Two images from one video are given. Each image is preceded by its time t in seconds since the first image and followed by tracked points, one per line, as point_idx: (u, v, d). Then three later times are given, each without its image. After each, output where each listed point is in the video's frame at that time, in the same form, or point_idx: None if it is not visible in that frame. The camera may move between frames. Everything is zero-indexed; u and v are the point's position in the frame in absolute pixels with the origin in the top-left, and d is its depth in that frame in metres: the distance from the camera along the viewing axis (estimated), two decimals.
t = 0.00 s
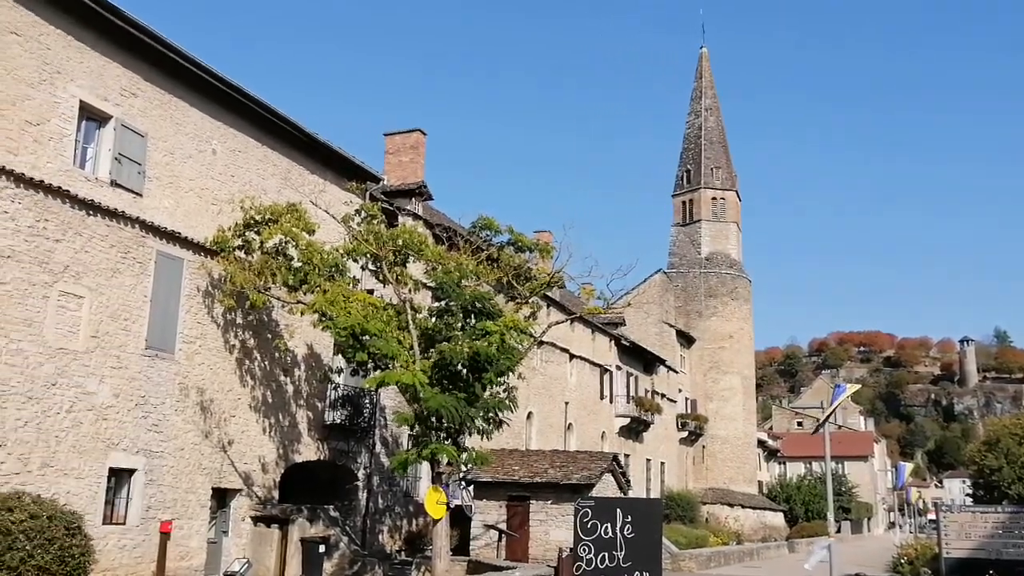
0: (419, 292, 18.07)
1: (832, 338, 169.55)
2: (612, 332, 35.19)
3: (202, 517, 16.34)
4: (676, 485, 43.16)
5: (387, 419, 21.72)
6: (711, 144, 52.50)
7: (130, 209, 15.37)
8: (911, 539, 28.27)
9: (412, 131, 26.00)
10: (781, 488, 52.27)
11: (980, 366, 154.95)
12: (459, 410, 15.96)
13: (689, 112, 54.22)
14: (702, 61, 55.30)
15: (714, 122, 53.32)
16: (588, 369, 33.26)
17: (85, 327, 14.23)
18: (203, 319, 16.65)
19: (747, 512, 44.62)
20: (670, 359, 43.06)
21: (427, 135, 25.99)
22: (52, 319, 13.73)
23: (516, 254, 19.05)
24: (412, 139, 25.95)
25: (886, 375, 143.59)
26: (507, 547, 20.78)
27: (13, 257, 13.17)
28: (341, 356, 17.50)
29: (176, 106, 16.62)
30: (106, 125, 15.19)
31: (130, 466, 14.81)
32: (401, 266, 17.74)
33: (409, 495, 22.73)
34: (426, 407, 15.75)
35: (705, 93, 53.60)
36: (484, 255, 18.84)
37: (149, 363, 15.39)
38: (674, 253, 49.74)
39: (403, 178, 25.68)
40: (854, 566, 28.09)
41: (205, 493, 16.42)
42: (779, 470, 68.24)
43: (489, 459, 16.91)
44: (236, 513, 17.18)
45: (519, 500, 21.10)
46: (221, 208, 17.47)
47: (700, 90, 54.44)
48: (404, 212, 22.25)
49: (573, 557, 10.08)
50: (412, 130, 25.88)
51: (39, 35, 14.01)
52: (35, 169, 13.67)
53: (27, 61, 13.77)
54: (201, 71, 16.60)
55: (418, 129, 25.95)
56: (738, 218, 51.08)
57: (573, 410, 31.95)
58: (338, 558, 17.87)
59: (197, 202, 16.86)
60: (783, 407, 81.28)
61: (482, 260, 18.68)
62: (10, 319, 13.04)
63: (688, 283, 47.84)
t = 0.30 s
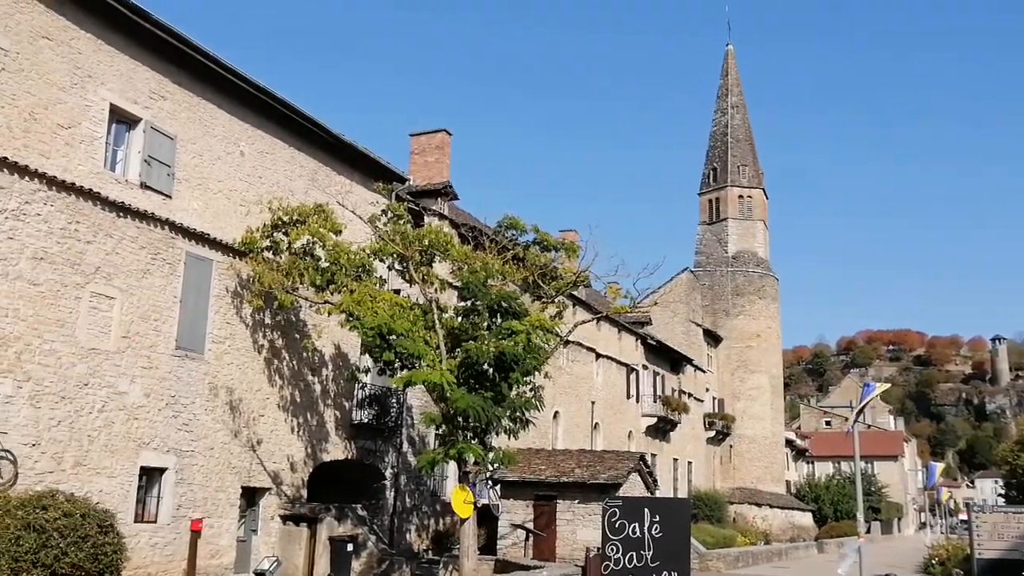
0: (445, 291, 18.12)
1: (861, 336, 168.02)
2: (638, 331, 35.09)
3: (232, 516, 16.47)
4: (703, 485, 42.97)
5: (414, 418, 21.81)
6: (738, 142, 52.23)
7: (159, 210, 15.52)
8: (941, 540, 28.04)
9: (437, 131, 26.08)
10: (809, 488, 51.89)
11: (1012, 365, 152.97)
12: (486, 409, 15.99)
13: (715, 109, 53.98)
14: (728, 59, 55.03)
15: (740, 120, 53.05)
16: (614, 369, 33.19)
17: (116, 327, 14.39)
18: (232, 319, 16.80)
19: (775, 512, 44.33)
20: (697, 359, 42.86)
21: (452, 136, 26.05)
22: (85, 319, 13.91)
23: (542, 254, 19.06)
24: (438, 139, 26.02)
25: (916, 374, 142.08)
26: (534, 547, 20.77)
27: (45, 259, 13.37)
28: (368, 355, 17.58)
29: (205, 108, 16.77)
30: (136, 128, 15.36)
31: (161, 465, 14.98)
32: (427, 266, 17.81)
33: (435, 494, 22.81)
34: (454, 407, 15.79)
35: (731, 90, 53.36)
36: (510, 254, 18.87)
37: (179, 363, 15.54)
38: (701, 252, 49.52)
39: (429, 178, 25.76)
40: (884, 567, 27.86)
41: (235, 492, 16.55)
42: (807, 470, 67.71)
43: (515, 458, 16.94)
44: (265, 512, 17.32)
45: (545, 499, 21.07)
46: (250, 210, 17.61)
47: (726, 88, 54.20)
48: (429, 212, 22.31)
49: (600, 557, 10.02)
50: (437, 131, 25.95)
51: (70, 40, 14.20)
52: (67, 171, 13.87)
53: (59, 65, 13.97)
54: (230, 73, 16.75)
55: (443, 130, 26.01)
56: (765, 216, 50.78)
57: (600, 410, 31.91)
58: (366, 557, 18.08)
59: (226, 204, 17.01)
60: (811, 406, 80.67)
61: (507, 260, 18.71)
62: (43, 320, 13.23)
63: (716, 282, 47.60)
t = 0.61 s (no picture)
0: (470, 292, 18.14)
1: (889, 336, 166.43)
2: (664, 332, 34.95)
3: (260, 516, 16.58)
4: (730, 485, 42.76)
5: (439, 419, 21.85)
6: (764, 141, 51.93)
7: (188, 213, 15.65)
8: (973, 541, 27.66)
9: (462, 132, 26.12)
10: (837, 489, 51.47)
11: None
12: (512, 410, 16.02)
13: (740, 108, 53.73)
14: (753, 57, 54.74)
15: (765, 118, 52.76)
16: (640, 369, 33.09)
17: (145, 328, 14.54)
18: (260, 321, 16.92)
19: (803, 513, 44.01)
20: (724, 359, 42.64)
21: (476, 137, 26.09)
22: (115, 321, 14.06)
23: (567, 254, 19.03)
24: (462, 141, 26.06)
25: (945, 374, 140.51)
26: (561, 547, 20.72)
27: (76, 262, 13.52)
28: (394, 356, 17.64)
29: (232, 112, 16.91)
30: (164, 132, 15.50)
31: (190, 466, 15.12)
32: (452, 267, 17.84)
33: (462, 494, 22.86)
34: (481, 408, 15.81)
35: (756, 89, 53.08)
36: (535, 255, 18.87)
37: (208, 364, 15.66)
38: (727, 251, 49.27)
39: (454, 179, 25.81)
40: (915, 569, 27.52)
41: (263, 492, 16.66)
42: (835, 471, 67.16)
43: (541, 459, 16.96)
44: (293, 512, 17.43)
45: (572, 500, 21.04)
46: (277, 212, 17.73)
47: (751, 87, 53.93)
48: (454, 213, 22.35)
49: (630, 557, 10.01)
50: (461, 132, 26.00)
51: (99, 45, 14.37)
52: (97, 175, 14.02)
53: (89, 71, 14.13)
54: (256, 77, 16.87)
55: (468, 131, 26.05)
56: (792, 215, 50.43)
57: (626, 410, 31.84)
58: (394, 557, 18.20)
59: (253, 207, 17.14)
60: (838, 407, 80.01)
61: (532, 261, 18.71)
62: (74, 322, 13.40)
63: (742, 282, 47.35)
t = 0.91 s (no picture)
0: (502, 295, 18.15)
1: (926, 335, 164.29)
2: (698, 333, 34.72)
3: (297, 520, 16.71)
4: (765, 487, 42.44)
5: (473, 422, 21.88)
6: (796, 140, 51.50)
7: (224, 220, 15.82)
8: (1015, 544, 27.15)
9: (492, 136, 26.16)
10: (876, 491, 50.87)
11: None
12: (546, 413, 16.03)
13: (772, 107, 53.33)
14: (784, 55, 54.32)
15: (798, 117, 52.32)
16: (674, 371, 32.93)
17: (183, 334, 14.71)
18: (295, 325, 17.05)
19: (841, 515, 43.51)
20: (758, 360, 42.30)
21: (507, 140, 26.12)
22: (153, 327, 14.24)
23: (599, 256, 18.95)
24: (492, 144, 26.10)
25: (985, 373, 138.39)
26: (596, 551, 20.70)
27: (115, 269, 13.72)
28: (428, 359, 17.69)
29: (265, 119, 17.06)
30: (199, 139, 15.67)
31: (228, 470, 15.27)
32: (484, 270, 17.86)
33: (496, 497, 22.89)
34: (515, 412, 15.81)
35: (788, 87, 52.67)
36: (567, 258, 18.85)
37: (245, 369, 15.82)
38: (760, 252, 48.91)
39: (485, 183, 25.85)
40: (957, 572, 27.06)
41: (300, 496, 16.78)
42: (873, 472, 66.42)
43: (576, 462, 16.96)
44: (329, 516, 17.54)
45: (607, 503, 21.00)
46: (311, 218, 17.86)
47: (783, 86, 53.50)
48: (486, 216, 22.38)
49: (670, 560, 10.08)
50: (492, 135, 26.04)
51: (135, 56, 14.57)
52: (134, 184, 14.22)
53: (125, 80, 14.33)
54: (288, 83, 17.00)
55: (498, 134, 26.08)
56: (825, 214, 49.93)
57: (660, 413, 31.70)
58: (430, 561, 18.21)
59: (288, 213, 17.28)
60: (875, 407, 79.08)
61: (565, 264, 18.68)
62: (114, 328, 13.59)
63: (776, 282, 46.99)
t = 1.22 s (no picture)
0: (537, 296, 18.17)
1: (966, 332, 161.83)
2: (734, 333, 34.49)
3: (336, 522, 16.84)
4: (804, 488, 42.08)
5: (509, 424, 21.92)
6: (831, 137, 51.02)
7: (261, 227, 16.01)
8: None
9: (525, 138, 26.20)
10: (917, 491, 50.18)
11: None
12: (583, 415, 16.05)
13: (806, 104, 52.88)
14: (818, 52, 53.84)
15: (832, 113, 51.81)
16: (711, 371, 32.74)
17: (223, 340, 14.89)
18: (332, 330, 17.20)
19: (882, 515, 42.87)
20: (796, 359, 41.93)
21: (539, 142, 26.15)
22: (193, 333, 14.44)
23: (634, 257, 18.87)
24: (525, 146, 26.16)
25: None
26: (635, 552, 20.66)
27: (155, 276, 13.93)
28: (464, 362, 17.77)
29: (301, 126, 17.24)
30: (236, 148, 15.87)
31: (268, 473, 15.43)
32: (519, 273, 17.89)
33: (534, 500, 22.90)
34: (551, 413, 15.84)
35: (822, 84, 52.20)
36: (602, 259, 18.83)
37: (283, 374, 15.99)
38: (796, 250, 48.50)
39: (517, 185, 25.89)
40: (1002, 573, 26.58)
41: (338, 499, 16.91)
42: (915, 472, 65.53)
43: (613, 464, 16.95)
44: (368, 518, 17.64)
45: (645, 504, 20.96)
46: (346, 223, 18.01)
47: (817, 82, 53.02)
48: (519, 218, 22.41)
49: (711, 561, 10.05)
50: (524, 138, 26.08)
51: (173, 66, 14.80)
52: (174, 193, 14.43)
53: (162, 90, 14.54)
54: (322, 90, 17.17)
55: (531, 136, 26.12)
56: (862, 211, 49.37)
57: (697, 414, 31.53)
58: (468, 563, 18.46)
59: (324, 219, 17.45)
60: (916, 406, 78.03)
61: (599, 265, 18.66)
62: (155, 335, 13.80)
63: (812, 281, 46.58)
